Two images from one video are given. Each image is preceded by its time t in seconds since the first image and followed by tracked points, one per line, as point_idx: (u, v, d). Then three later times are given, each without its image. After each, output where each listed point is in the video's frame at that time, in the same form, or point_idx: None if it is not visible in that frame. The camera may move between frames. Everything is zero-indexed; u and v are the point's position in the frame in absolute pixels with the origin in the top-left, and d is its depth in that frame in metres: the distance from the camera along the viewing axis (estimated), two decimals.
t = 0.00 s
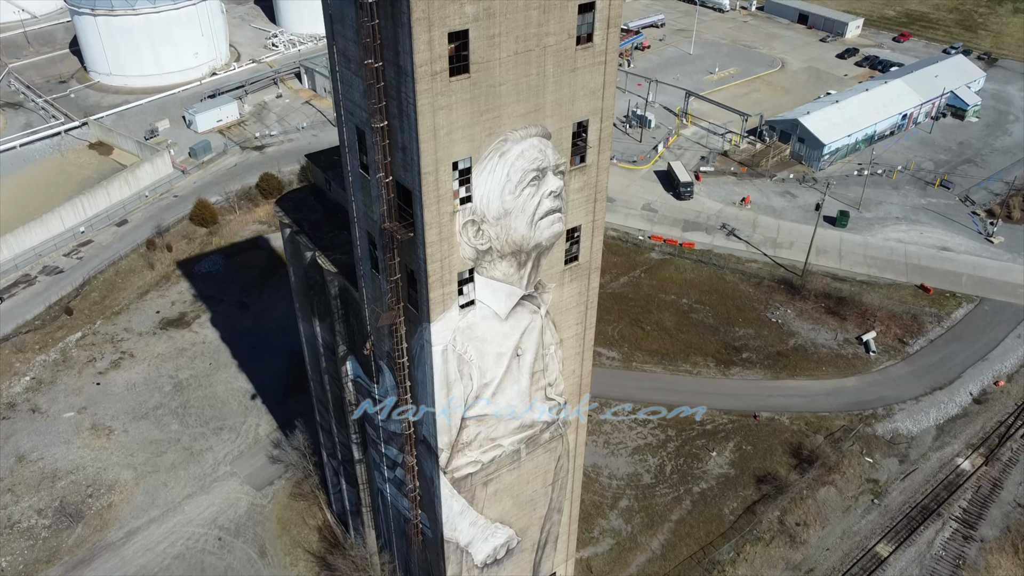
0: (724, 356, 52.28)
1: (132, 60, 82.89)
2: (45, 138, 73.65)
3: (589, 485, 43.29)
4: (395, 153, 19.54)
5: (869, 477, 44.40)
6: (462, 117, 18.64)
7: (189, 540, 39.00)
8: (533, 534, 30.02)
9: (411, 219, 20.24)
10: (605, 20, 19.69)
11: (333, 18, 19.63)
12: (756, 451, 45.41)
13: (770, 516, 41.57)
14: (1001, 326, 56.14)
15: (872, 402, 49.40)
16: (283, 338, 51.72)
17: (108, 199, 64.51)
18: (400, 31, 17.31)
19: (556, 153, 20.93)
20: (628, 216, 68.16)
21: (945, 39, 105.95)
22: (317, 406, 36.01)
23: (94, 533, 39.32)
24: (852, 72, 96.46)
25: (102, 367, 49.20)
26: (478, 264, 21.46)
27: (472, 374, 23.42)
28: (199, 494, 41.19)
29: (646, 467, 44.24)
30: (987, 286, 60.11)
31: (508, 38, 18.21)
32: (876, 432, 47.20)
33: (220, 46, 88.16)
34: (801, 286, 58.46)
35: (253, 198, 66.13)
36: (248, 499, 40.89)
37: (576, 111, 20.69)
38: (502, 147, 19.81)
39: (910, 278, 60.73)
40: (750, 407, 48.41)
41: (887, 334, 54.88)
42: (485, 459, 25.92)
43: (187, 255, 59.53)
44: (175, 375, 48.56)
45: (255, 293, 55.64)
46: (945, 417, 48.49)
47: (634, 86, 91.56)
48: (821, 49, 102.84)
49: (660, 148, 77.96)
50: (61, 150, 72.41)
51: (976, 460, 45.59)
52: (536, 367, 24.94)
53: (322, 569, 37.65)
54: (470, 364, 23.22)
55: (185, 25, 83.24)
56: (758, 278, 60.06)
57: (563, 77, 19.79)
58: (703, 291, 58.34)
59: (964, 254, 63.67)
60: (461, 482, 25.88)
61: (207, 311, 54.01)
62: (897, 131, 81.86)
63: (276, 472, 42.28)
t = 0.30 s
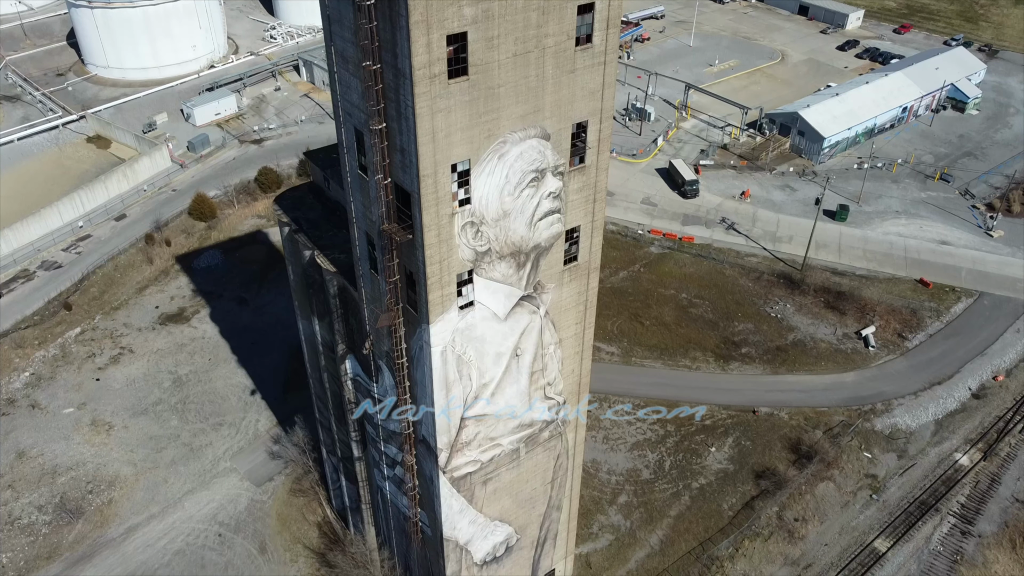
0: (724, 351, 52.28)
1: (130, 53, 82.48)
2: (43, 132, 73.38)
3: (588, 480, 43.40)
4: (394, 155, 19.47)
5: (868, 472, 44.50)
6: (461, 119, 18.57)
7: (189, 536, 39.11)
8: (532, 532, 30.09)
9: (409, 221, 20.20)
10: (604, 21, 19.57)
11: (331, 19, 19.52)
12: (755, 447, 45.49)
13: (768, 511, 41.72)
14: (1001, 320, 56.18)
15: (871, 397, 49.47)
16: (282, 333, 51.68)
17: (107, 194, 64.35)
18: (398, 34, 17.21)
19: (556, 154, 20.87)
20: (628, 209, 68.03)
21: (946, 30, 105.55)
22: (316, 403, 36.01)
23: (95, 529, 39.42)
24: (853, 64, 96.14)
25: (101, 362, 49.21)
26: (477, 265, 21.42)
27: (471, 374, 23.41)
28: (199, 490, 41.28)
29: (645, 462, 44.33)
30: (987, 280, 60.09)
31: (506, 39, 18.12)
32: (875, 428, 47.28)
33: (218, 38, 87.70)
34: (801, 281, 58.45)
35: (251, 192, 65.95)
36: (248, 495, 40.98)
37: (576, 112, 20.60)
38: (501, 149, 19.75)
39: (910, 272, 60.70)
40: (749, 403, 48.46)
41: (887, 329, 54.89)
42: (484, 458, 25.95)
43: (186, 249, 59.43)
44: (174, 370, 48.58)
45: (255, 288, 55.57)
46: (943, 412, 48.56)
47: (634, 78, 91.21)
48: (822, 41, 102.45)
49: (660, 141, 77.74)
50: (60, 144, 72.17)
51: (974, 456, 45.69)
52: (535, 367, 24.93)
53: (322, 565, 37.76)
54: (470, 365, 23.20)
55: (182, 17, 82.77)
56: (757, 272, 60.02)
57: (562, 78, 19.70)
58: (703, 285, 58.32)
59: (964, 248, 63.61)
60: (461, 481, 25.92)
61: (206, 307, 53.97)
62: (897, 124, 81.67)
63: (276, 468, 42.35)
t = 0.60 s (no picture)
0: (723, 346, 52.27)
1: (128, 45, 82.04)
2: (41, 125, 73.14)
3: (587, 475, 43.50)
4: (393, 156, 19.41)
5: (867, 467, 44.59)
6: (461, 121, 18.50)
7: (190, 531, 39.24)
8: (532, 528, 30.20)
9: (409, 222, 20.15)
10: (604, 22, 19.46)
11: (330, 19, 19.42)
12: (754, 442, 45.58)
13: (767, 506, 41.85)
14: (1000, 314, 56.18)
15: (870, 391, 49.54)
16: (282, 328, 51.67)
17: (106, 187, 64.22)
18: (397, 35, 17.12)
19: (555, 154, 20.80)
20: (628, 203, 67.90)
21: (947, 21, 105.06)
22: (316, 399, 36.04)
23: (96, 524, 39.56)
24: (854, 55, 95.74)
25: (101, 357, 49.25)
26: (477, 266, 21.39)
27: (471, 374, 23.42)
28: (200, 485, 41.39)
29: (644, 457, 44.42)
30: (987, 274, 60.05)
31: (506, 41, 18.04)
32: (874, 422, 47.35)
33: (217, 30, 87.22)
34: (801, 275, 58.40)
35: (250, 185, 65.79)
36: (248, 491, 41.08)
37: (575, 112, 20.52)
38: (501, 150, 19.69)
39: (910, 266, 60.65)
40: (749, 397, 48.50)
41: (886, 323, 54.88)
42: (484, 456, 26.00)
43: (185, 243, 59.35)
44: (174, 365, 48.61)
45: (254, 283, 55.52)
46: (942, 407, 48.63)
47: (634, 70, 90.82)
48: (823, 32, 101.98)
49: (660, 134, 77.49)
50: (58, 136, 71.98)
51: (973, 451, 45.79)
52: (535, 366, 24.95)
53: (323, 560, 37.90)
54: (469, 365, 23.21)
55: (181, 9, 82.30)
56: (757, 266, 59.97)
57: (562, 79, 19.62)
58: (702, 279, 58.28)
59: (964, 241, 63.52)
60: (460, 480, 25.98)
61: (206, 301, 53.94)
62: (898, 116, 81.44)
63: (276, 463, 42.44)
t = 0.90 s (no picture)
0: (723, 340, 52.29)
1: (126, 37, 81.62)
2: (40, 117, 72.89)
3: (587, 470, 43.63)
4: (393, 158, 19.36)
5: (866, 461, 44.68)
6: (460, 122, 18.44)
7: (191, 526, 39.38)
8: (532, 525, 30.28)
9: (408, 223, 20.11)
10: (604, 22, 19.35)
11: (329, 20, 19.33)
12: (754, 437, 45.65)
13: (766, 501, 41.97)
14: (1000, 308, 56.16)
15: (870, 386, 49.62)
16: (282, 323, 51.68)
17: (105, 180, 64.08)
18: (396, 37, 17.03)
19: (555, 155, 20.73)
20: (628, 196, 67.79)
21: (949, 12, 104.56)
22: (316, 396, 36.06)
23: (98, 519, 39.69)
24: (855, 47, 95.33)
25: (102, 352, 49.28)
26: (477, 266, 21.36)
27: (471, 374, 23.44)
28: (201, 480, 41.49)
29: (644, 452, 44.52)
30: (987, 268, 60.00)
31: (506, 42, 17.96)
32: (873, 417, 47.43)
33: (216, 22, 86.76)
34: (801, 269, 58.37)
35: (250, 178, 65.64)
36: (249, 486, 41.18)
37: (575, 113, 20.44)
38: (501, 151, 19.64)
39: (910, 260, 60.59)
40: (748, 392, 48.56)
41: (886, 317, 54.89)
42: (484, 455, 26.04)
43: (185, 237, 59.28)
44: (175, 360, 48.66)
45: (254, 277, 55.47)
46: (942, 401, 48.68)
47: (635, 62, 90.43)
48: (824, 23, 101.49)
49: (660, 127, 77.26)
50: (57, 129, 71.77)
51: (972, 445, 45.91)
52: (535, 365, 24.96)
53: (323, 555, 38.05)
54: (469, 365, 23.23)
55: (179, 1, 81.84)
56: (758, 260, 59.90)
57: (562, 80, 19.54)
58: (703, 273, 58.25)
59: (965, 235, 63.44)
60: (460, 478, 26.04)
61: (206, 295, 53.92)
62: (899, 108, 81.17)
63: (277, 458, 42.53)
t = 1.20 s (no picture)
0: (723, 335, 52.31)
1: (125, 29, 81.27)
2: (39, 110, 72.54)
3: (588, 465, 43.73)
4: (393, 159, 19.30)
5: (865, 456, 44.77)
6: (460, 124, 18.37)
7: (192, 521, 39.50)
8: (532, 522, 30.35)
9: (408, 224, 20.06)
10: (605, 22, 19.25)
11: (328, 20, 19.23)
12: (754, 432, 45.72)
13: (765, 496, 42.07)
14: (1001, 303, 56.13)
15: (870, 380, 49.66)
16: (282, 317, 51.68)
17: (104, 174, 63.93)
18: (396, 39, 16.94)
19: (555, 155, 20.66)
20: (628, 189, 67.65)
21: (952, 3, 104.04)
22: (317, 392, 36.07)
23: (99, 514, 39.81)
24: (857, 39, 94.90)
25: (102, 347, 49.31)
26: (477, 266, 21.32)
27: (470, 374, 23.44)
28: (201, 475, 41.58)
29: (643, 447, 44.62)
30: (987, 262, 59.93)
31: (506, 44, 17.87)
32: (873, 412, 47.47)
33: (215, 14, 86.34)
34: (802, 263, 58.33)
35: (249, 171, 65.50)
36: (249, 481, 41.28)
37: (576, 113, 20.34)
38: (501, 152, 19.57)
39: (911, 254, 60.51)
40: (748, 387, 48.61)
41: (887, 311, 54.89)
42: (484, 453, 26.07)
43: (184, 231, 59.20)
44: (175, 355, 48.68)
45: (254, 271, 55.44)
46: (942, 396, 48.72)
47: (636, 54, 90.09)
48: (826, 14, 101.00)
49: (661, 119, 77.02)
50: (56, 122, 71.50)
51: (971, 440, 46.00)
52: (535, 364, 24.95)
53: (324, 550, 38.19)
54: (470, 365, 23.23)
55: None
56: (758, 254, 59.84)
57: (562, 80, 19.45)
58: (703, 267, 58.21)
59: (965, 229, 63.33)
60: (460, 476, 26.10)
61: (206, 289, 53.90)
62: (901, 100, 80.88)
63: (278, 453, 42.61)
